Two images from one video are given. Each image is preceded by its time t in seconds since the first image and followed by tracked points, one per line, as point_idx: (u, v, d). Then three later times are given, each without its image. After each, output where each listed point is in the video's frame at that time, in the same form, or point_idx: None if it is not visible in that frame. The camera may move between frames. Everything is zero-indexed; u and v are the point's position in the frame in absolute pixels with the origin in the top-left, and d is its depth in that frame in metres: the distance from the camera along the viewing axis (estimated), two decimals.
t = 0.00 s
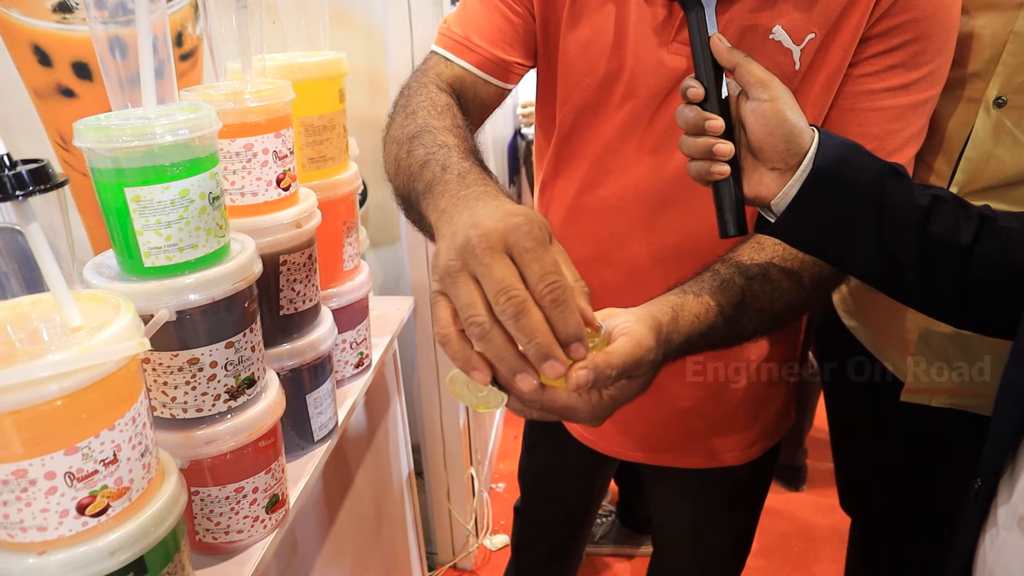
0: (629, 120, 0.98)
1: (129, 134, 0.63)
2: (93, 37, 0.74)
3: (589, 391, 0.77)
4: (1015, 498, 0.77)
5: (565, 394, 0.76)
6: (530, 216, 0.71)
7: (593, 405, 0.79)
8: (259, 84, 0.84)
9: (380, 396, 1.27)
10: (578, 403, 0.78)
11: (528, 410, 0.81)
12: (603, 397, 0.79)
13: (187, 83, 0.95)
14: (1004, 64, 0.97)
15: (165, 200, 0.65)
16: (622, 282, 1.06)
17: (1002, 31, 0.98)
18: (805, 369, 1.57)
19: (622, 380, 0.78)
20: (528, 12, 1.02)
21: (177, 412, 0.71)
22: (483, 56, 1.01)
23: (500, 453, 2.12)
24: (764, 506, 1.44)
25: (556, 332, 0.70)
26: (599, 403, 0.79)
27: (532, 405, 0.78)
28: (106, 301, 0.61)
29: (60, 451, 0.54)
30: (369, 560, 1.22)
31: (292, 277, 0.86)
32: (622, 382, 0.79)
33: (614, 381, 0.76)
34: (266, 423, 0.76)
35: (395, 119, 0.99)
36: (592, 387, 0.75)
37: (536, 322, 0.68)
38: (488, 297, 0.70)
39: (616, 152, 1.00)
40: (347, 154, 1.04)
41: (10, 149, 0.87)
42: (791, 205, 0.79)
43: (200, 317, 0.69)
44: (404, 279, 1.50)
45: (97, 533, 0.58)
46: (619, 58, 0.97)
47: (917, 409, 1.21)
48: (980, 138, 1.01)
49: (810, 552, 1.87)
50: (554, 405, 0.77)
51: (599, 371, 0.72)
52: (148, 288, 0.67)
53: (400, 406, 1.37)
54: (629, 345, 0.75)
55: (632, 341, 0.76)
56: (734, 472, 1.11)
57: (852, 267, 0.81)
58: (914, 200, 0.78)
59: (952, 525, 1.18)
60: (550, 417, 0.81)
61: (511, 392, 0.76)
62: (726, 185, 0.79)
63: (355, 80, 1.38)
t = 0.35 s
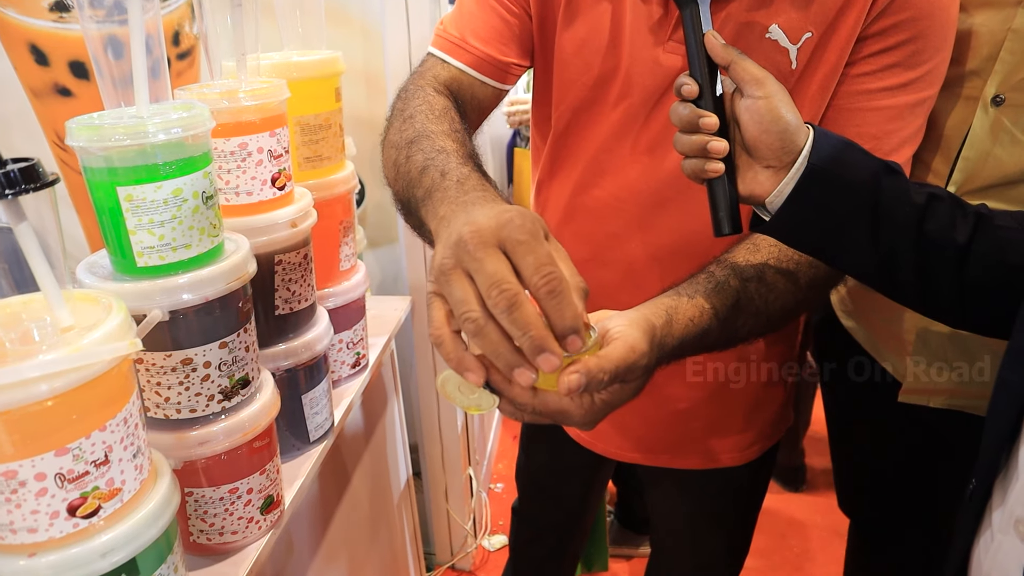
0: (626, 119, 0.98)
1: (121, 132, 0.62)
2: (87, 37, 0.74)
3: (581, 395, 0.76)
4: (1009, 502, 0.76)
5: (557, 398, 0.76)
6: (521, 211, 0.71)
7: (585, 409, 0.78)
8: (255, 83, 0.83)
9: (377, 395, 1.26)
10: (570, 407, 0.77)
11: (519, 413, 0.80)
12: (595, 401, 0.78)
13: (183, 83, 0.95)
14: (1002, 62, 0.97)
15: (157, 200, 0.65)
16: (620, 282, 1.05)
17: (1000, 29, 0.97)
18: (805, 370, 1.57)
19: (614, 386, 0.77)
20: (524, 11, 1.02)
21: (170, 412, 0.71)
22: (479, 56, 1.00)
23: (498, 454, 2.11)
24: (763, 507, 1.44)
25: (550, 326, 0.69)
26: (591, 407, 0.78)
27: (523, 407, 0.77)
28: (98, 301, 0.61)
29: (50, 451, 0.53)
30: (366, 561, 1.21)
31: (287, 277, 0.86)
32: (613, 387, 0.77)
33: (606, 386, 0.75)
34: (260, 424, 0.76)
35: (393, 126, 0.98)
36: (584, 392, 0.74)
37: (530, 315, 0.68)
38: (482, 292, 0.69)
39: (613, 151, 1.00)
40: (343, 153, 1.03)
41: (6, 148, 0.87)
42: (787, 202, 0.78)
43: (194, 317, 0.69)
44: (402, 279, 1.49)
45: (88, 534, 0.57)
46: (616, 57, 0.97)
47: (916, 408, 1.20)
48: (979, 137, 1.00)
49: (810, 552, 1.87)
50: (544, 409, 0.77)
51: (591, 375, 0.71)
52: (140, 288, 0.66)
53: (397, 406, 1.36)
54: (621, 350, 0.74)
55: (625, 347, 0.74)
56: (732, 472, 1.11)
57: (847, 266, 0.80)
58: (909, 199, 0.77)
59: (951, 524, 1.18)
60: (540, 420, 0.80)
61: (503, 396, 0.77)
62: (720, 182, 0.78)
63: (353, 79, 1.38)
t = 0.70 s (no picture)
0: (623, 120, 0.98)
1: (114, 133, 0.62)
2: (80, 37, 0.73)
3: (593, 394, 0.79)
4: (1003, 504, 0.76)
5: (570, 398, 0.79)
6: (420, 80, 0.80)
7: (596, 408, 0.82)
8: (249, 84, 0.83)
9: (374, 396, 1.26)
10: (582, 405, 0.80)
11: (530, 410, 0.80)
12: (607, 400, 0.84)
13: (180, 83, 0.95)
14: (999, 63, 0.97)
15: (150, 201, 0.65)
16: (616, 283, 1.05)
17: (996, 29, 0.97)
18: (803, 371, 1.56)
19: (628, 385, 0.81)
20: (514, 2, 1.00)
21: (164, 414, 0.71)
22: (472, 44, 0.96)
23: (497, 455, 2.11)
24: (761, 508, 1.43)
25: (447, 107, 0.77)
26: (603, 406, 0.83)
27: (535, 407, 0.78)
28: (91, 302, 0.61)
29: (41, 454, 0.53)
30: (363, 562, 1.21)
31: (282, 278, 0.86)
32: (626, 387, 0.82)
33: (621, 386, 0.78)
34: (255, 425, 0.75)
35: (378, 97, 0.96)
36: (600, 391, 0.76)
37: (419, 103, 0.78)
38: (378, 122, 0.77)
39: (609, 151, 0.99)
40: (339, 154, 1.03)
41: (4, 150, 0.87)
42: (779, 202, 0.78)
43: (188, 318, 0.69)
44: (399, 280, 1.46)
45: (80, 536, 0.57)
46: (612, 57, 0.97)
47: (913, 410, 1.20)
48: (975, 137, 1.00)
49: (809, 554, 1.86)
50: (556, 408, 0.78)
51: (607, 374, 0.73)
52: (134, 289, 0.66)
53: (393, 406, 1.35)
54: (636, 351, 0.77)
55: (641, 347, 0.78)
56: (729, 473, 1.11)
57: (843, 269, 0.81)
58: (904, 200, 0.78)
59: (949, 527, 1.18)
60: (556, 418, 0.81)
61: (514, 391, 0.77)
62: (713, 183, 0.77)
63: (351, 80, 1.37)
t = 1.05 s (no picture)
0: (620, 119, 0.98)
1: (113, 136, 0.63)
2: (78, 37, 0.74)
3: (654, 391, 0.80)
4: (988, 505, 0.76)
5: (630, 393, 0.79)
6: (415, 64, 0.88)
7: (655, 405, 0.83)
8: (247, 85, 0.84)
9: (373, 397, 1.27)
10: (643, 403, 0.81)
11: (587, 412, 0.79)
12: (665, 397, 0.84)
13: (180, 83, 0.96)
14: (993, 65, 0.98)
15: (148, 203, 0.65)
16: (612, 285, 1.05)
17: (990, 32, 0.98)
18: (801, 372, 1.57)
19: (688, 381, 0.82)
20: None
21: (163, 415, 0.71)
22: (464, 31, 0.97)
23: (495, 456, 2.11)
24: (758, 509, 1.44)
25: None
26: (660, 403, 0.84)
27: (594, 406, 0.78)
28: (89, 303, 0.61)
29: (39, 455, 0.53)
30: (361, 562, 1.22)
31: (280, 279, 0.86)
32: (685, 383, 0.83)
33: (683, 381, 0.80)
34: (253, 426, 0.76)
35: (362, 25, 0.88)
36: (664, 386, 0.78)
37: None
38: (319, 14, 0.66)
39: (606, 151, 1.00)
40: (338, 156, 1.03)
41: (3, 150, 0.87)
42: (771, 203, 0.79)
43: (186, 320, 0.69)
44: (398, 281, 1.46)
45: (79, 536, 0.57)
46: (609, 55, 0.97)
47: (909, 411, 1.20)
48: (969, 139, 1.01)
49: (806, 554, 1.87)
50: (619, 405, 0.78)
51: (672, 368, 0.75)
52: (132, 290, 0.66)
53: (393, 407, 1.36)
54: (695, 345, 0.80)
55: (699, 340, 0.81)
56: (725, 473, 1.11)
57: (834, 270, 0.81)
58: (894, 201, 0.78)
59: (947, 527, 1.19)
60: (613, 416, 0.80)
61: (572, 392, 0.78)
62: (704, 182, 0.78)
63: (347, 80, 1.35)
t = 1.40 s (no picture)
0: (617, 126, 0.99)
1: (117, 146, 0.63)
2: (82, 44, 0.75)
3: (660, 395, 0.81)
4: (972, 515, 0.77)
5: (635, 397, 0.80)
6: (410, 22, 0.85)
7: (661, 409, 0.84)
8: (249, 94, 0.85)
9: (374, 400, 1.28)
10: (649, 408, 0.82)
11: (592, 416, 0.81)
12: (671, 401, 0.86)
13: (181, 89, 0.97)
14: (986, 76, 1.02)
15: (152, 212, 0.66)
16: (611, 290, 1.06)
17: (984, 44, 1.02)
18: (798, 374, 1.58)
19: (693, 385, 0.83)
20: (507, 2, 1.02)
21: (166, 420, 0.72)
22: (461, 37, 0.98)
23: (495, 458, 2.12)
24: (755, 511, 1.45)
25: None
26: (667, 407, 0.85)
27: (600, 411, 0.79)
28: (94, 312, 0.62)
29: (47, 462, 0.54)
30: (362, 564, 1.23)
31: (282, 286, 0.87)
32: (690, 388, 0.84)
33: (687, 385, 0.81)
34: (255, 431, 0.77)
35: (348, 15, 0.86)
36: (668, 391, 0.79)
37: None
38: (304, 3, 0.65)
39: (604, 157, 1.00)
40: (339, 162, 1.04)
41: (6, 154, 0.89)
42: (762, 214, 0.79)
43: (190, 327, 0.70)
44: (399, 285, 1.47)
45: (84, 541, 0.58)
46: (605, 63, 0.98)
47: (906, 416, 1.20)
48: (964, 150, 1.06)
49: (804, 556, 1.88)
50: (626, 409, 0.79)
51: (677, 372, 0.76)
52: (137, 299, 0.67)
53: (394, 410, 1.37)
54: (700, 350, 0.81)
55: (705, 344, 0.83)
56: (723, 477, 1.12)
57: (826, 278, 0.83)
58: (885, 212, 0.81)
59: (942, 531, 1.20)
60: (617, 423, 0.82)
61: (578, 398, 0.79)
62: (699, 193, 0.77)
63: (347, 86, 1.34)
